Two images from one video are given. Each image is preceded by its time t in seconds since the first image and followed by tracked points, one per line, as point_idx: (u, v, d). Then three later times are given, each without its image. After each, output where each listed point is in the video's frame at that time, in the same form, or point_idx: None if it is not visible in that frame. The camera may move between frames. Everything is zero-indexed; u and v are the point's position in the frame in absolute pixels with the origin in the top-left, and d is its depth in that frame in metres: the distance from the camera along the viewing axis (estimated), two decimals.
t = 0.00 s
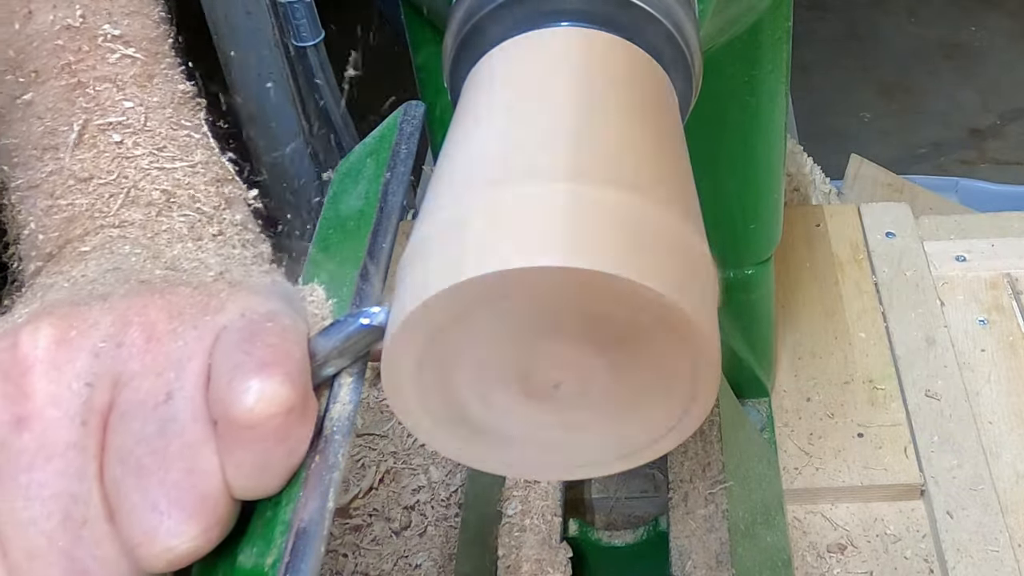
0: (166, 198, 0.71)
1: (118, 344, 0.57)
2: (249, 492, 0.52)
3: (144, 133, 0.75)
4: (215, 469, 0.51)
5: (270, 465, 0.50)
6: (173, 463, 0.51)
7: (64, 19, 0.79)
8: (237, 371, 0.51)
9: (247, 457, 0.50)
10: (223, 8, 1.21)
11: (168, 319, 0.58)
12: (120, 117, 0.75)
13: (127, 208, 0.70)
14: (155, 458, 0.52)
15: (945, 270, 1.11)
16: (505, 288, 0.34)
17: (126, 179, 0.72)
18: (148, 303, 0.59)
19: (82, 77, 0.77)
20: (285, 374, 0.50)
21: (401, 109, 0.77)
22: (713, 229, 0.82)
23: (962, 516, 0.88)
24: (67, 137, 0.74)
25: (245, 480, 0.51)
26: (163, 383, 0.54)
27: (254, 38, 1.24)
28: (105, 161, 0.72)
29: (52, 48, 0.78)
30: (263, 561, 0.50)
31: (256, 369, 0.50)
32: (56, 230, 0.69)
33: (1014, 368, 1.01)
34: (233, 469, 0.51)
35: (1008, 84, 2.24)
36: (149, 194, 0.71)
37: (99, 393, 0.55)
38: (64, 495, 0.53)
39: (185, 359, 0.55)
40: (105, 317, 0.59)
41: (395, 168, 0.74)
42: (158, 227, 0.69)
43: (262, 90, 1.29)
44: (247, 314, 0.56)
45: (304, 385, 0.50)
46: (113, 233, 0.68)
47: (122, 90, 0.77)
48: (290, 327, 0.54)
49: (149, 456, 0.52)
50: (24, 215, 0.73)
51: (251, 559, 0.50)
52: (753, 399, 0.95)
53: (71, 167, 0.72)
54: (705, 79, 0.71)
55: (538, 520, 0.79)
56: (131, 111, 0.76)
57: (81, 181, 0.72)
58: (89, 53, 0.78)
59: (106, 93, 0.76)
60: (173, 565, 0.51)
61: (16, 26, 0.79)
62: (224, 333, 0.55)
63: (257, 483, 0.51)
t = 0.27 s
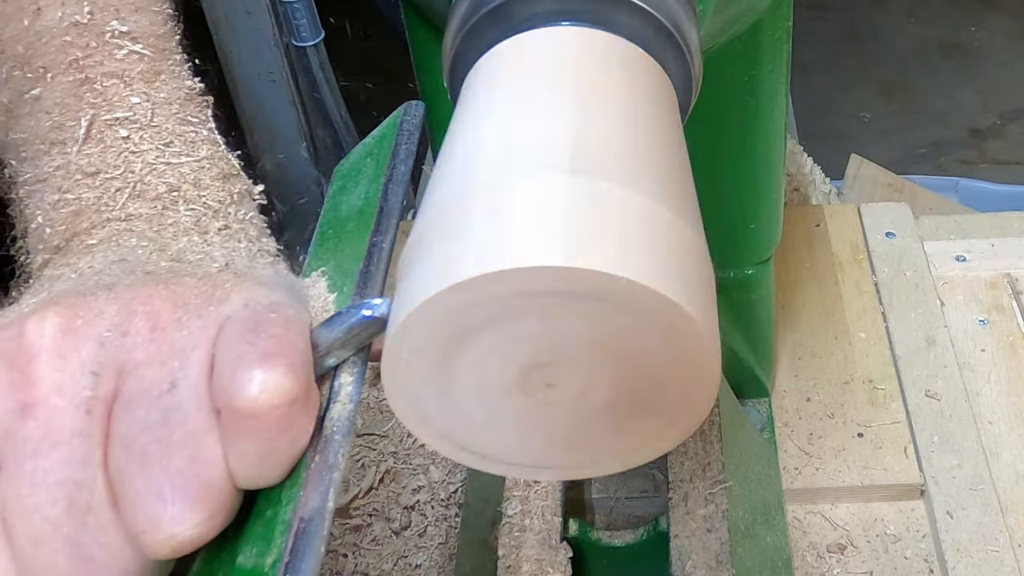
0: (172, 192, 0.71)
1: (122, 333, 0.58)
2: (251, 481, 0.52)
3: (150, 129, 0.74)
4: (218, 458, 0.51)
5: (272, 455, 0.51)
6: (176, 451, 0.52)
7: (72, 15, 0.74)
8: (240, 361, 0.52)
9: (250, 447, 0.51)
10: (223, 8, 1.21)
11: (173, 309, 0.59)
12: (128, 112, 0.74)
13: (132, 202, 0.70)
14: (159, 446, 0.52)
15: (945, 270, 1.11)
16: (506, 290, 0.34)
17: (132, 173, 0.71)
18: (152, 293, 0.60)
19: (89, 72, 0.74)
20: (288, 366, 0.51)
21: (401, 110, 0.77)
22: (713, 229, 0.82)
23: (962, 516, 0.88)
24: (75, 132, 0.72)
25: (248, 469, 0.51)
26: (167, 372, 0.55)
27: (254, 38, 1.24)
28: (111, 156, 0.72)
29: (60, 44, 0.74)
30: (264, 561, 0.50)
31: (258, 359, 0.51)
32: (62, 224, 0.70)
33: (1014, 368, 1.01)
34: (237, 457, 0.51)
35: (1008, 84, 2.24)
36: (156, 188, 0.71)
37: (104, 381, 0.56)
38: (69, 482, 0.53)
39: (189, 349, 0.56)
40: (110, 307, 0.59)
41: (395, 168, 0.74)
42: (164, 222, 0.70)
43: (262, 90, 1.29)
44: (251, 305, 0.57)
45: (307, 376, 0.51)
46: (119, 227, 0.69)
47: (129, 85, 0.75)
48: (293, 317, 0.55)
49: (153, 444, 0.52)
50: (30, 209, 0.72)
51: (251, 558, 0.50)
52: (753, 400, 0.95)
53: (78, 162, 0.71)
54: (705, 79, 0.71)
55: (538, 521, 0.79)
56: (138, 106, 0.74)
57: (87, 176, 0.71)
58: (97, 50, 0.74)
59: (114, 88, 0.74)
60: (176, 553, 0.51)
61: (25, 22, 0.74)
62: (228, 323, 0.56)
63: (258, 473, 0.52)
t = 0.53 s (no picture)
0: (177, 193, 0.71)
1: (130, 317, 0.57)
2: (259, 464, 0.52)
3: (155, 132, 0.75)
4: (227, 439, 0.51)
5: (278, 438, 0.51)
6: (186, 432, 0.51)
7: (76, 20, 0.79)
8: (249, 345, 0.51)
9: (258, 429, 0.51)
10: (223, 8, 1.21)
11: (180, 294, 0.58)
12: (133, 115, 0.75)
13: (137, 202, 0.70)
14: (169, 427, 0.52)
15: (945, 270, 1.11)
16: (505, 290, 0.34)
17: (139, 173, 0.72)
18: (160, 278, 0.59)
19: (93, 76, 0.77)
20: (294, 351, 0.50)
21: (401, 110, 0.77)
22: (713, 229, 0.82)
23: (962, 516, 0.88)
24: (80, 134, 0.74)
25: (256, 451, 0.51)
26: (175, 356, 0.54)
27: (254, 38, 1.24)
28: (116, 158, 0.73)
29: (64, 48, 0.78)
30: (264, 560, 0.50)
31: (269, 344, 0.51)
32: (68, 224, 0.70)
33: (1014, 368, 1.01)
34: (245, 440, 0.51)
35: (1008, 84, 2.24)
36: (161, 189, 0.71)
37: (112, 365, 0.55)
38: (80, 463, 0.52)
39: (198, 333, 0.55)
40: (117, 292, 0.58)
41: (395, 168, 0.74)
42: (169, 219, 0.69)
43: (262, 89, 1.29)
44: (259, 288, 0.56)
45: (315, 362, 0.51)
46: (125, 225, 0.68)
47: (134, 90, 0.77)
48: (300, 302, 0.55)
49: (163, 425, 0.52)
50: (38, 211, 0.74)
51: (251, 558, 0.51)
52: (753, 399, 0.95)
53: (83, 164, 0.73)
54: (705, 79, 0.71)
55: (538, 520, 0.79)
56: (142, 109, 0.76)
57: (93, 178, 0.72)
58: (102, 53, 0.78)
59: (118, 92, 0.77)
60: (187, 532, 0.51)
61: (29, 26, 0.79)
62: (235, 307, 0.55)
63: (266, 456, 0.52)
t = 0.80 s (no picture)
0: (156, 194, 0.63)
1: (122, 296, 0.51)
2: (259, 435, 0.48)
3: (133, 136, 0.65)
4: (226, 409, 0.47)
5: (279, 406, 0.47)
6: (185, 402, 0.47)
7: (53, 29, 0.69)
8: (248, 317, 0.47)
9: (260, 397, 0.47)
10: (223, 9, 1.20)
11: (169, 272, 0.52)
12: (111, 120, 0.65)
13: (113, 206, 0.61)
14: (168, 399, 0.47)
15: (945, 271, 1.11)
16: (503, 289, 0.34)
17: (117, 180, 0.63)
18: (147, 259, 0.53)
19: (70, 83, 0.67)
20: (293, 322, 0.47)
21: (400, 110, 0.77)
22: (712, 229, 0.82)
23: (962, 516, 0.88)
24: (57, 141, 0.64)
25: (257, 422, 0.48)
26: (171, 331, 0.49)
27: (254, 38, 1.23)
28: (93, 163, 0.63)
29: (40, 57, 0.67)
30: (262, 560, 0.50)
31: (267, 315, 0.47)
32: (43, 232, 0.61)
33: (1014, 368, 1.01)
34: (244, 410, 0.47)
35: (1008, 84, 2.24)
36: (139, 192, 0.62)
37: (107, 339, 0.49)
38: (79, 439, 0.47)
39: (190, 309, 0.49)
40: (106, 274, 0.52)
41: (394, 168, 0.74)
42: (147, 220, 0.60)
43: (262, 89, 1.28)
44: (247, 267, 0.51)
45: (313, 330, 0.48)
46: (101, 228, 0.60)
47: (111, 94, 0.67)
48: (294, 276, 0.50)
49: (162, 397, 0.47)
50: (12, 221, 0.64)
51: (250, 559, 0.51)
52: (753, 400, 0.95)
53: (59, 171, 0.63)
54: (705, 80, 0.71)
55: (538, 521, 0.79)
56: (121, 115, 0.66)
57: (70, 185, 0.62)
58: (78, 60, 0.68)
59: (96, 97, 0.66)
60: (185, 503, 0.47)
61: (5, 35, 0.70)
62: (227, 285, 0.50)
63: (265, 427, 0.48)
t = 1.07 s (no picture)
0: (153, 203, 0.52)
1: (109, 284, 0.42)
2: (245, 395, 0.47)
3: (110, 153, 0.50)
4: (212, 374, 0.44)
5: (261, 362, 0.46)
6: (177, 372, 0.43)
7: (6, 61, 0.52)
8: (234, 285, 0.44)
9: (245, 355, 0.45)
10: (224, 9, 1.21)
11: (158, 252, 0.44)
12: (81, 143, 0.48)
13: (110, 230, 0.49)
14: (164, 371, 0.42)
15: (945, 270, 1.11)
16: (507, 288, 0.34)
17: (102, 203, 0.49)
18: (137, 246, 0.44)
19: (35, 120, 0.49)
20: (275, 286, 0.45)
21: (401, 110, 0.77)
22: (713, 229, 0.82)
23: (962, 516, 0.88)
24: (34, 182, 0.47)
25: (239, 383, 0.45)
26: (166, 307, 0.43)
27: (254, 38, 1.24)
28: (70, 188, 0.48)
29: None
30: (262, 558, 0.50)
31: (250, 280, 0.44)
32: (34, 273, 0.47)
33: (1014, 368, 1.01)
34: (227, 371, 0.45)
35: (1009, 84, 2.24)
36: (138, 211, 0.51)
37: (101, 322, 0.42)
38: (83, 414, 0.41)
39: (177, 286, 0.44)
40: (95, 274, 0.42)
41: (395, 168, 0.74)
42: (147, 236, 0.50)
43: (262, 88, 1.29)
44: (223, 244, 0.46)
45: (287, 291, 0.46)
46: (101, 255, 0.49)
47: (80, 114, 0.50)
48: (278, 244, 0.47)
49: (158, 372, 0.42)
50: None
51: (251, 559, 0.51)
52: (753, 399, 0.95)
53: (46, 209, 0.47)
54: (705, 79, 0.71)
55: (538, 521, 0.79)
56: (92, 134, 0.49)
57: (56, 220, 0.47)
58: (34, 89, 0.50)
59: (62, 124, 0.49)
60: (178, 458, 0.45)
61: None
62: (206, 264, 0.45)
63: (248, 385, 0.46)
